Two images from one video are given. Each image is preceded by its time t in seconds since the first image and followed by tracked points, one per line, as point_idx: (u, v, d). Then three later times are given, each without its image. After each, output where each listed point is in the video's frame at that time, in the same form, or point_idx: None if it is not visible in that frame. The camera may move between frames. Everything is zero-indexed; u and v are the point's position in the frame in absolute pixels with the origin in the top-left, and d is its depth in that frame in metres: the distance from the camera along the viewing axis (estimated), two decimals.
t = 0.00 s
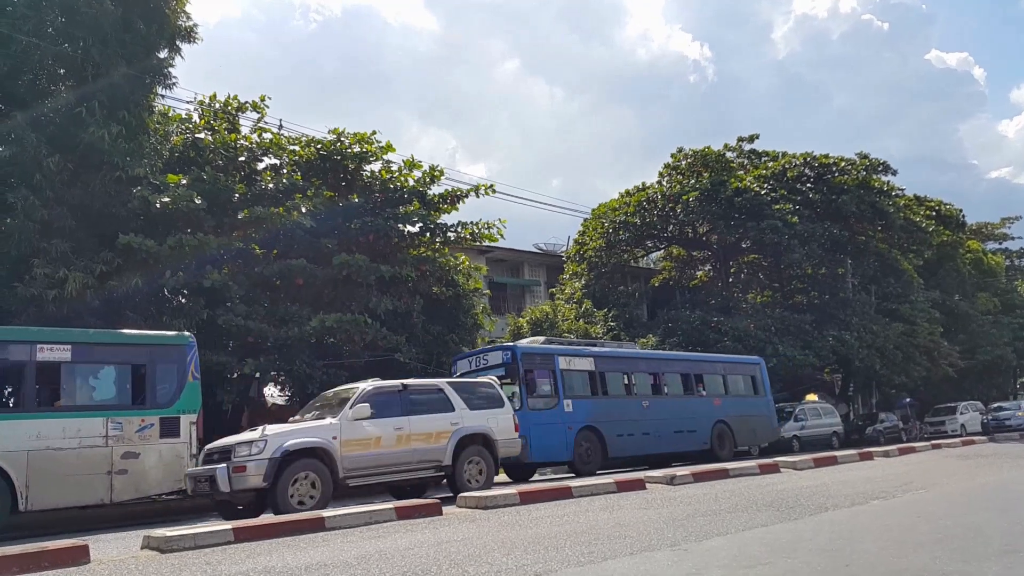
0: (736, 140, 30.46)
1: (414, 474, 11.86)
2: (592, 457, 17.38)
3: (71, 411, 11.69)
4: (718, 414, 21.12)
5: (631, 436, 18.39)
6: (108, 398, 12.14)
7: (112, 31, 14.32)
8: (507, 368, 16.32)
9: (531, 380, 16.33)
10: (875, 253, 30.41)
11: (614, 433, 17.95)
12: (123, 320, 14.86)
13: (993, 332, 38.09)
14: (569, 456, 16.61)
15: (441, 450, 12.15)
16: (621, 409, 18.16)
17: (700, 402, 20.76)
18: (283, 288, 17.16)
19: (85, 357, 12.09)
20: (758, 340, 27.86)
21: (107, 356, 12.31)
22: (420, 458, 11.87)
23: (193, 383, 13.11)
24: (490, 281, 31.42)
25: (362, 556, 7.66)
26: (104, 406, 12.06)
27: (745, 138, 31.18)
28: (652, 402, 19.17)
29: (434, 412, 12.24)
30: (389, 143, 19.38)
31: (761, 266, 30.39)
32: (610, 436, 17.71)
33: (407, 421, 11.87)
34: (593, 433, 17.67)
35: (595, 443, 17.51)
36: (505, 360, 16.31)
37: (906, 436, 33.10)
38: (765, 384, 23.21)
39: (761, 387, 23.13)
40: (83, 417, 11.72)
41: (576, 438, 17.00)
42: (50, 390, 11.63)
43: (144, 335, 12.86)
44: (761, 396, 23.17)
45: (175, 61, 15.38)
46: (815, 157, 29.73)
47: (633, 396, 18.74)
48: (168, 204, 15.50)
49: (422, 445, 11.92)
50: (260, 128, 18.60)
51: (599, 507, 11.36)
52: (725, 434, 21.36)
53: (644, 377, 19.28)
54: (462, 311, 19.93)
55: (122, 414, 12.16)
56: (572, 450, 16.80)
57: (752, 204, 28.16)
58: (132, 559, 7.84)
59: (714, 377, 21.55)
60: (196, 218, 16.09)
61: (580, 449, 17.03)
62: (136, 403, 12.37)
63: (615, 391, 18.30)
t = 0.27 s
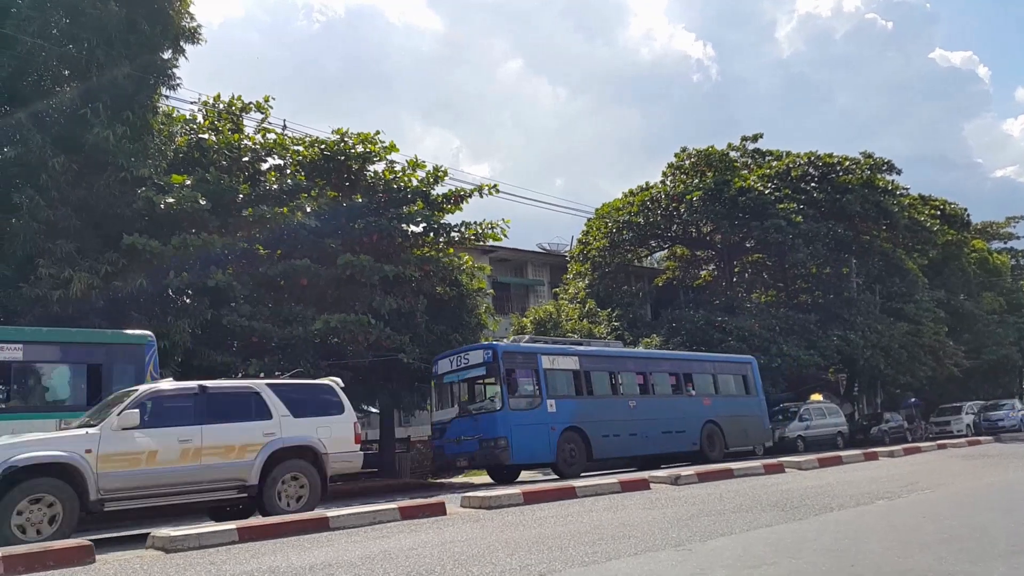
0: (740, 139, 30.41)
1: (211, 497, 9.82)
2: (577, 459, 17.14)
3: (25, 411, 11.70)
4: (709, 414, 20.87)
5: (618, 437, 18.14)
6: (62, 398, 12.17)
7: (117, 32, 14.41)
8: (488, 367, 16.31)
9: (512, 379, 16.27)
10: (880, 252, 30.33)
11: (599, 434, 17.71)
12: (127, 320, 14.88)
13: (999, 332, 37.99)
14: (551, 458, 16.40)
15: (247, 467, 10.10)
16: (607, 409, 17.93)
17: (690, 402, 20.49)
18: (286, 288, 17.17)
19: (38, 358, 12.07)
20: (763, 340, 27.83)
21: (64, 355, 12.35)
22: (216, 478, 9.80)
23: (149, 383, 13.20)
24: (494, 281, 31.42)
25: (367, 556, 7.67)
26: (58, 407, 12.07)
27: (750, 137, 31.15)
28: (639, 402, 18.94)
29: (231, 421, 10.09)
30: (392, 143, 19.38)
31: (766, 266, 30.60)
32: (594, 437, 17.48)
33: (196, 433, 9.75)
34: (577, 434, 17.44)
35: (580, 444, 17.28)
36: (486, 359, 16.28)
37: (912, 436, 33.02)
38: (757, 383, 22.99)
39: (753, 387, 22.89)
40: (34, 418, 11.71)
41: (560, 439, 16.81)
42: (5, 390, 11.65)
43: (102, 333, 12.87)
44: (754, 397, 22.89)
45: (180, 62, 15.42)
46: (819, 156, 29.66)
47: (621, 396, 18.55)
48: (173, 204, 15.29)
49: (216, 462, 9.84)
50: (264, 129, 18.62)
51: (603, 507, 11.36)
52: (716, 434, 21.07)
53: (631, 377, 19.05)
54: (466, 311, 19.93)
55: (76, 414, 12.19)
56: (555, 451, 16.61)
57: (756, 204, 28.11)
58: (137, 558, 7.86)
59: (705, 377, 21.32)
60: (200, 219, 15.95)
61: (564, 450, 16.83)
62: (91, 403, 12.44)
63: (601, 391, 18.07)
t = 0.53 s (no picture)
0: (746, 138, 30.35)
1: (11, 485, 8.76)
2: (561, 459, 16.95)
3: None
4: (701, 414, 20.56)
5: (605, 438, 17.91)
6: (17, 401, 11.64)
7: (124, 34, 14.47)
8: (468, 367, 16.14)
9: (494, 379, 16.10)
10: (886, 252, 30.26)
11: (585, 434, 17.49)
12: (133, 320, 14.93)
13: (1007, 331, 37.85)
14: (533, 459, 16.21)
15: (51, 462, 9.08)
16: (593, 409, 17.68)
17: (682, 402, 20.17)
18: (292, 288, 17.21)
19: None
20: (769, 339, 27.83)
21: (19, 356, 11.75)
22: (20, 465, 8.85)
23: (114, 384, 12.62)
24: (499, 281, 31.43)
25: (373, 556, 7.69)
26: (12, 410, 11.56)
27: (756, 136, 31.12)
28: (628, 402, 18.67)
29: (60, 420, 9.26)
30: (397, 143, 19.40)
31: (772, 266, 30.53)
32: (579, 438, 17.26)
33: (2, 422, 8.91)
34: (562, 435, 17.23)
35: (564, 445, 17.08)
36: (468, 359, 16.12)
37: (919, 435, 32.93)
38: (752, 382, 22.63)
39: (746, 387, 22.46)
40: None
41: (543, 439, 16.61)
42: None
43: (65, 331, 12.31)
44: (749, 397, 22.56)
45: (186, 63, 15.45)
46: (826, 155, 29.54)
47: (609, 396, 18.29)
48: (179, 206, 15.45)
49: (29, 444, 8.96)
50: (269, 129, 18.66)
51: (610, 506, 11.38)
52: (709, 435, 20.75)
53: (619, 377, 18.79)
54: (471, 311, 19.97)
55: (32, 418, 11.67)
56: (538, 452, 16.42)
57: (762, 203, 28.05)
58: (144, 558, 7.89)
59: (698, 376, 20.99)
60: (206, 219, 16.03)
61: (547, 451, 16.64)
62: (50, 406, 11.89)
63: (587, 391, 17.82)
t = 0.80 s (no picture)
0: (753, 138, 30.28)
1: None
2: (544, 461, 16.19)
3: None
4: (691, 415, 19.84)
5: (591, 439, 17.17)
6: None
7: (131, 35, 14.55)
8: (449, 366, 15.42)
9: (475, 379, 15.33)
10: (894, 251, 30.21)
11: (569, 435, 16.74)
12: (141, 320, 15.00)
13: (1016, 331, 37.69)
14: (515, 460, 15.45)
15: None
16: (579, 410, 16.92)
17: (671, 402, 19.46)
18: (299, 288, 17.26)
19: None
20: (776, 340, 27.81)
21: None
22: None
23: (68, 385, 12.16)
24: (506, 281, 31.44)
25: (380, 555, 7.72)
26: None
27: (762, 135, 31.05)
28: (615, 402, 17.91)
29: None
30: (403, 143, 19.43)
31: (779, 266, 30.60)
32: (563, 439, 16.50)
33: None
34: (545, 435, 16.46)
35: (548, 446, 16.31)
36: (448, 357, 15.37)
37: (927, 436, 32.83)
38: (745, 382, 21.91)
39: (739, 387, 21.71)
40: None
41: (526, 440, 15.84)
42: None
43: (15, 331, 11.93)
44: (742, 397, 21.87)
45: (193, 64, 15.52)
46: (833, 154, 29.55)
47: (595, 396, 17.54)
48: (187, 207, 15.42)
49: None
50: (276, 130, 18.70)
51: (616, 506, 11.39)
52: (699, 435, 20.04)
53: (606, 376, 18.02)
54: (477, 310, 19.97)
55: None
56: (520, 454, 15.64)
57: (769, 202, 27.99)
58: (152, 556, 7.94)
59: (688, 376, 20.26)
60: (214, 219, 16.04)
61: (530, 453, 15.88)
62: None
63: (572, 391, 17.07)
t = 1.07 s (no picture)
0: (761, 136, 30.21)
1: None
2: (529, 463, 15.62)
3: None
4: (683, 416, 19.25)
5: (578, 440, 16.59)
6: None
7: (140, 36, 14.63)
8: (428, 364, 14.88)
9: (455, 378, 14.79)
10: (904, 251, 30.09)
11: (555, 436, 16.16)
12: (151, 320, 15.09)
13: None
14: (498, 462, 14.89)
15: None
16: (565, 410, 16.34)
17: (662, 402, 18.88)
18: (307, 288, 17.31)
19: None
20: (785, 339, 27.76)
21: None
22: None
23: (21, 384, 11.80)
24: (514, 280, 31.47)
25: (388, 554, 7.75)
26: None
27: (771, 134, 30.98)
28: (604, 402, 17.32)
29: None
30: (411, 143, 19.48)
31: (789, 265, 30.30)
32: (549, 440, 15.92)
33: None
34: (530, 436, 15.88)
35: (533, 447, 15.73)
36: (428, 355, 14.84)
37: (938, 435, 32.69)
38: (740, 381, 21.34)
39: (733, 386, 21.11)
40: None
41: (509, 441, 15.25)
42: None
43: None
44: (738, 397, 21.27)
45: (202, 65, 15.60)
46: (842, 153, 29.45)
47: (583, 396, 16.95)
48: (195, 207, 15.49)
49: None
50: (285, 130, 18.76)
51: (625, 506, 11.38)
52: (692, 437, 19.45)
53: (594, 375, 17.42)
54: (486, 310, 19.98)
55: None
56: (503, 455, 15.05)
57: (778, 201, 27.96)
58: (162, 555, 7.98)
59: (681, 375, 19.68)
60: (222, 221, 15.99)
61: (514, 454, 15.33)
62: None
63: (559, 391, 16.48)
